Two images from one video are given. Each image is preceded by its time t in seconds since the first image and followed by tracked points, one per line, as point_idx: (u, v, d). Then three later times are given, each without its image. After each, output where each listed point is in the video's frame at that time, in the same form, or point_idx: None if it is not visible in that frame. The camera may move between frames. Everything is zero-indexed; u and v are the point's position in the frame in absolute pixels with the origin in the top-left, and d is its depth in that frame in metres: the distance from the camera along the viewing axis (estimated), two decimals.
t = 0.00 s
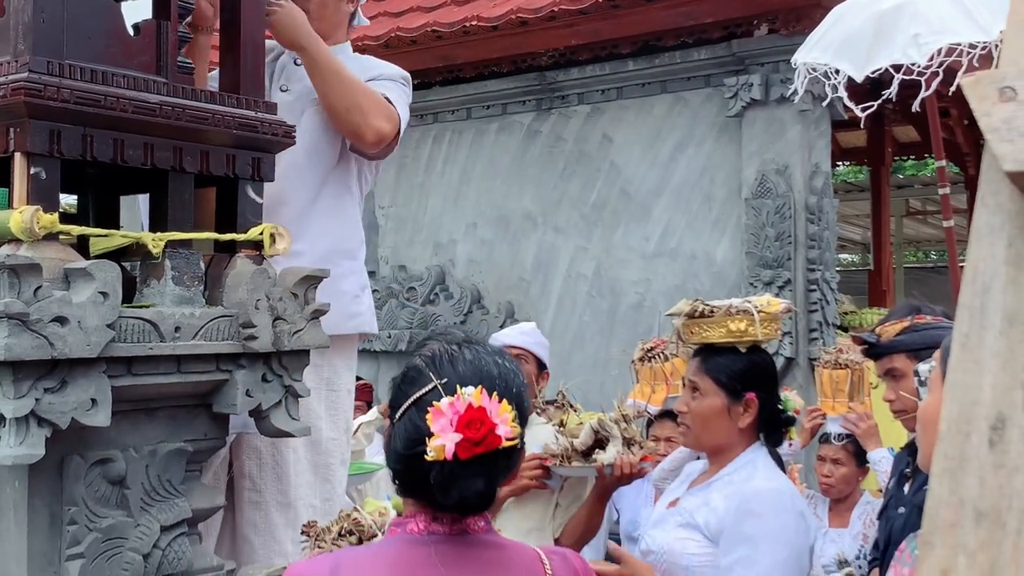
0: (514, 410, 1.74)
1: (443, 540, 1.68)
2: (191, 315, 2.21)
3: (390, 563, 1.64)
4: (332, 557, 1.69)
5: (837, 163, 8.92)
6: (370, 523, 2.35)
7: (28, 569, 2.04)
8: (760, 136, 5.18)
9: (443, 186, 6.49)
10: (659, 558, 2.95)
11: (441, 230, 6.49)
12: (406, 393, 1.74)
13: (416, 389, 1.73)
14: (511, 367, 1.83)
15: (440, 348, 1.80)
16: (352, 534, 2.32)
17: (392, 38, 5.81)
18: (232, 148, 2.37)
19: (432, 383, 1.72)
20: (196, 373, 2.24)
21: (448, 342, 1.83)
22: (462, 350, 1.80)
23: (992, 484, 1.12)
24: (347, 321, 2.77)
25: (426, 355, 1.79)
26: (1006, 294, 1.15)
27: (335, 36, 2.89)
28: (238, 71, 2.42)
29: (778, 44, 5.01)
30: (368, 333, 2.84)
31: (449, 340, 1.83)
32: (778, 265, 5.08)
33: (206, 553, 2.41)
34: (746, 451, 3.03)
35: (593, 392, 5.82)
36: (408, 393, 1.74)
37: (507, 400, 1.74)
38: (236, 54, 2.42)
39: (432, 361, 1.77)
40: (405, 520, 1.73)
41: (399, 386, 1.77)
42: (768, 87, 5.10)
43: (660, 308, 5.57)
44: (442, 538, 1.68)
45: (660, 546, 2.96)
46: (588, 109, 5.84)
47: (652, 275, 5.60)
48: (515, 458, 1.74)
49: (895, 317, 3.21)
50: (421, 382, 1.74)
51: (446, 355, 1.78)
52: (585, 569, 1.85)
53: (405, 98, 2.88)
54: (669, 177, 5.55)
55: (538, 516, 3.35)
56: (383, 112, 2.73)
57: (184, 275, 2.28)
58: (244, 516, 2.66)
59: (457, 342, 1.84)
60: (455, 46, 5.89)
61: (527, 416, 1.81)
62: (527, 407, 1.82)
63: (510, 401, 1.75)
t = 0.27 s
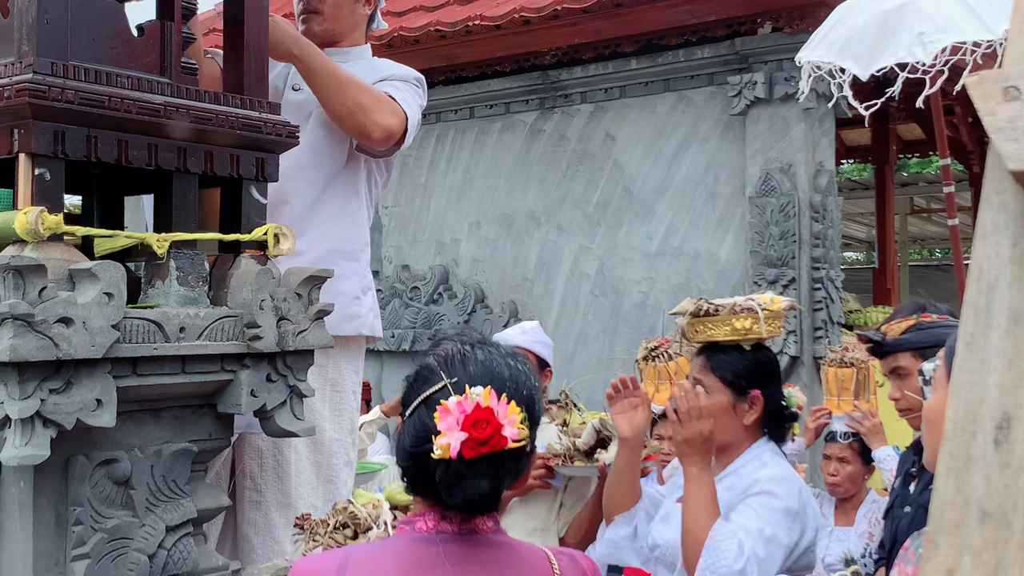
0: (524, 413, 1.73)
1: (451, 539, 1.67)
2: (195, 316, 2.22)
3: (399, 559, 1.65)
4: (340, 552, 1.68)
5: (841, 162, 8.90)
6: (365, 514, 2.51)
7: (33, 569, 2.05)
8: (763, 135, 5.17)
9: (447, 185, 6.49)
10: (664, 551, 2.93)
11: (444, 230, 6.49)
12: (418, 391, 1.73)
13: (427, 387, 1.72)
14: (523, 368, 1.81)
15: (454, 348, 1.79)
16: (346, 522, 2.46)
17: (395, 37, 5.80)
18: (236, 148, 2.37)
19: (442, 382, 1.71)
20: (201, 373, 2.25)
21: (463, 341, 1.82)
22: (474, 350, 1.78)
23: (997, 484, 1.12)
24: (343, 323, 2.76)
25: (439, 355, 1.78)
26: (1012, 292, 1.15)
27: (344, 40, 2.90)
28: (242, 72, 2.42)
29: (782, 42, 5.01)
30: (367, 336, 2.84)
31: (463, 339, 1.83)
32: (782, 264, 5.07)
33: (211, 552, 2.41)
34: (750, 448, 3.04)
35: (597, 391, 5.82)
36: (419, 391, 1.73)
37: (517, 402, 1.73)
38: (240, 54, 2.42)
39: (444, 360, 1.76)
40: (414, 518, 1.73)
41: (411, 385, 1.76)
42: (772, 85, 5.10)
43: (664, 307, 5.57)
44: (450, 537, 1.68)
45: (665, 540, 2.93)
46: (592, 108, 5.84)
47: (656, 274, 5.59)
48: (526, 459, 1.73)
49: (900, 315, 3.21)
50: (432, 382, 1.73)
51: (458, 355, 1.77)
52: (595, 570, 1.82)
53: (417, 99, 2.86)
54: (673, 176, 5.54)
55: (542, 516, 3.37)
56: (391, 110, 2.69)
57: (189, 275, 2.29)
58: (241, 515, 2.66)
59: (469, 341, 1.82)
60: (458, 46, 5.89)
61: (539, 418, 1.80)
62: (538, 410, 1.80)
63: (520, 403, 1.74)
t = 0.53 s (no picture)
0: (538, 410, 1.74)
1: (459, 534, 1.67)
2: (200, 312, 2.22)
3: (409, 551, 1.64)
4: (348, 545, 1.68)
5: (844, 159, 8.90)
6: (352, 508, 2.36)
7: (38, 565, 2.05)
8: (767, 133, 5.17)
9: (451, 183, 6.49)
10: (675, 539, 3.03)
11: (448, 227, 6.49)
12: (430, 388, 1.72)
13: (441, 384, 1.71)
14: (535, 366, 1.81)
15: (466, 346, 1.78)
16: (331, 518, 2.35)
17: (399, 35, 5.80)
18: (240, 145, 2.37)
19: (456, 380, 1.70)
20: (205, 369, 2.25)
21: (473, 339, 1.81)
22: (487, 347, 1.78)
23: (1001, 479, 1.12)
24: (353, 324, 2.76)
25: (452, 352, 1.77)
26: (1016, 289, 1.15)
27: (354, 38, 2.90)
28: (247, 69, 2.42)
29: (786, 40, 5.01)
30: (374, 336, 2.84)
31: (476, 338, 1.82)
32: (786, 262, 5.07)
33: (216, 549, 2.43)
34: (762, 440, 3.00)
35: (600, 389, 5.82)
36: (432, 389, 1.72)
37: (531, 400, 1.73)
38: (246, 52, 2.43)
39: (457, 358, 1.75)
40: (423, 514, 1.72)
41: (425, 381, 1.75)
42: (776, 83, 5.09)
43: (667, 305, 5.57)
44: (459, 532, 1.67)
45: (675, 530, 3.03)
46: (596, 106, 5.83)
47: (659, 272, 5.59)
48: (535, 456, 1.71)
49: (905, 312, 3.20)
50: (445, 379, 1.71)
51: (471, 352, 1.76)
52: (603, 568, 1.82)
53: (433, 98, 2.86)
54: (676, 174, 5.54)
55: (544, 512, 3.33)
56: (414, 109, 2.72)
57: (193, 272, 2.29)
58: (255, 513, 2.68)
59: (484, 339, 1.82)
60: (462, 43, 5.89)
61: (551, 415, 1.81)
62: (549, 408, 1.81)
63: (534, 400, 1.74)
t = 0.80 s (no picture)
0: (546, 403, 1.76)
1: (462, 531, 1.67)
2: (201, 307, 2.22)
3: (411, 547, 1.64)
4: (352, 543, 1.68)
5: (847, 158, 8.89)
6: (348, 500, 2.41)
7: (39, 558, 2.06)
8: (770, 130, 5.16)
9: (452, 179, 6.48)
10: (682, 534, 2.99)
11: (449, 223, 6.49)
12: (438, 383, 1.72)
13: (448, 379, 1.71)
14: (541, 361, 1.83)
15: (471, 341, 1.79)
16: (327, 510, 2.40)
17: (401, 30, 5.79)
18: (242, 140, 2.37)
19: (466, 374, 1.71)
20: (205, 364, 2.26)
21: (476, 335, 1.81)
22: (494, 342, 1.79)
23: (1001, 477, 1.12)
24: (356, 321, 2.77)
25: (457, 347, 1.77)
26: (1016, 286, 1.15)
27: (356, 30, 2.90)
28: (249, 63, 2.42)
29: (789, 38, 5.00)
30: (375, 336, 2.85)
31: (482, 334, 1.81)
32: (788, 259, 5.07)
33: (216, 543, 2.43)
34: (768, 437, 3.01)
35: (601, 386, 5.82)
36: (442, 384, 1.72)
37: (539, 394, 1.75)
38: (247, 46, 2.43)
39: (464, 353, 1.75)
40: (425, 510, 1.72)
41: (431, 374, 1.75)
42: (779, 81, 5.09)
43: (669, 303, 5.56)
44: (461, 529, 1.67)
45: (682, 524, 2.99)
46: (598, 103, 5.83)
47: (661, 269, 5.59)
48: (540, 450, 1.71)
49: (909, 309, 3.20)
50: (453, 374, 1.72)
51: (477, 345, 1.77)
52: (605, 565, 1.81)
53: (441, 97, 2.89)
54: (678, 171, 5.54)
55: (545, 508, 3.28)
56: (432, 120, 2.76)
57: (194, 266, 2.29)
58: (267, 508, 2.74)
59: (491, 335, 1.82)
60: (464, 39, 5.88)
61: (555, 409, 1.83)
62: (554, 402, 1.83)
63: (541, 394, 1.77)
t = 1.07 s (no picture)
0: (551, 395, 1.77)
1: (464, 528, 1.67)
2: (200, 302, 2.22)
3: (413, 546, 1.63)
4: (354, 542, 1.67)
5: (847, 155, 8.89)
6: (344, 480, 2.28)
7: (38, 553, 2.06)
8: (770, 128, 5.16)
9: (453, 176, 6.47)
10: (691, 534, 2.98)
11: (450, 220, 6.48)
12: (443, 376, 1.72)
13: (454, 372, 1.71)
14: (543, 353, 1.85)
15: (473, 335, 1.79)
16: (321, 491, 2.28)
17: (402, 27, 5.78)
18: (242, 135, 2.36)
19: (472, 367, 1.70)
20: (205, 360, 2.25)
21: (476, 330, 1.81)
22: (496, 336, 1.79)
23: (1000, 474, 1.12)
24: (358, 316, 2.77)
25: (459, 341, 1.77)
26: (1016, 284, 1.14)
27: (348, 15, 2.88)
28: (249, 58, 2.42)
29: (790, 35, 5.00)
30: (376, 329, 2.85)
31: (484, 329, 1.81)
32: (788, 257, 5.07)
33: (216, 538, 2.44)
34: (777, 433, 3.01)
35: (601, 383, 5.82)
36: (447, 378, 1.71)
37: (544, 384, 1.76)
38: (247, 41, 2.42)
39: (467, 346, 1.76)
40: (426, 507, 1.72)
41: (434, 369, 1.74)
42: (780, 78, 5.08)
43: (669, 300, 5.56)
44: (463, 526, 1.67)
45: (692, 524, 2.98)
46: (599, 99, 5.82)
47: (661, 266, 5.59)
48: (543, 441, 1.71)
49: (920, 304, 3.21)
50: (460, 367, 1.71)
51: (481, 339, 1.77)
52: (607, 564, 1.81)
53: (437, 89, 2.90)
54: (679, 168, 5.53)
55: (544, 504, 3.28)
56: (432, 120, 2.76)
57: (194, 262, 2.28)
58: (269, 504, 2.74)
59: (494, 329, 1.82)
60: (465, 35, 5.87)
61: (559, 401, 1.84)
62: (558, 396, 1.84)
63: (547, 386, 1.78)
